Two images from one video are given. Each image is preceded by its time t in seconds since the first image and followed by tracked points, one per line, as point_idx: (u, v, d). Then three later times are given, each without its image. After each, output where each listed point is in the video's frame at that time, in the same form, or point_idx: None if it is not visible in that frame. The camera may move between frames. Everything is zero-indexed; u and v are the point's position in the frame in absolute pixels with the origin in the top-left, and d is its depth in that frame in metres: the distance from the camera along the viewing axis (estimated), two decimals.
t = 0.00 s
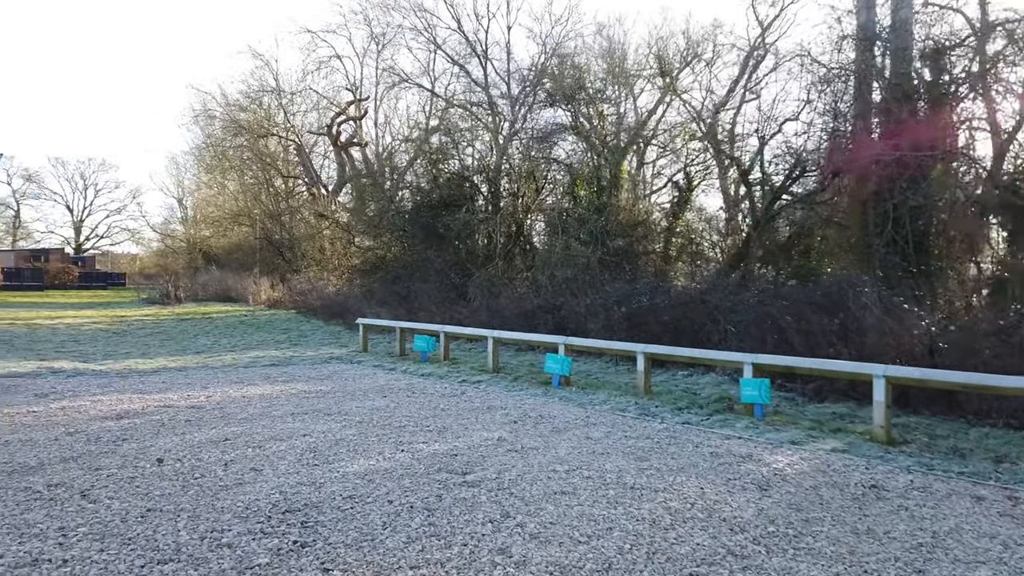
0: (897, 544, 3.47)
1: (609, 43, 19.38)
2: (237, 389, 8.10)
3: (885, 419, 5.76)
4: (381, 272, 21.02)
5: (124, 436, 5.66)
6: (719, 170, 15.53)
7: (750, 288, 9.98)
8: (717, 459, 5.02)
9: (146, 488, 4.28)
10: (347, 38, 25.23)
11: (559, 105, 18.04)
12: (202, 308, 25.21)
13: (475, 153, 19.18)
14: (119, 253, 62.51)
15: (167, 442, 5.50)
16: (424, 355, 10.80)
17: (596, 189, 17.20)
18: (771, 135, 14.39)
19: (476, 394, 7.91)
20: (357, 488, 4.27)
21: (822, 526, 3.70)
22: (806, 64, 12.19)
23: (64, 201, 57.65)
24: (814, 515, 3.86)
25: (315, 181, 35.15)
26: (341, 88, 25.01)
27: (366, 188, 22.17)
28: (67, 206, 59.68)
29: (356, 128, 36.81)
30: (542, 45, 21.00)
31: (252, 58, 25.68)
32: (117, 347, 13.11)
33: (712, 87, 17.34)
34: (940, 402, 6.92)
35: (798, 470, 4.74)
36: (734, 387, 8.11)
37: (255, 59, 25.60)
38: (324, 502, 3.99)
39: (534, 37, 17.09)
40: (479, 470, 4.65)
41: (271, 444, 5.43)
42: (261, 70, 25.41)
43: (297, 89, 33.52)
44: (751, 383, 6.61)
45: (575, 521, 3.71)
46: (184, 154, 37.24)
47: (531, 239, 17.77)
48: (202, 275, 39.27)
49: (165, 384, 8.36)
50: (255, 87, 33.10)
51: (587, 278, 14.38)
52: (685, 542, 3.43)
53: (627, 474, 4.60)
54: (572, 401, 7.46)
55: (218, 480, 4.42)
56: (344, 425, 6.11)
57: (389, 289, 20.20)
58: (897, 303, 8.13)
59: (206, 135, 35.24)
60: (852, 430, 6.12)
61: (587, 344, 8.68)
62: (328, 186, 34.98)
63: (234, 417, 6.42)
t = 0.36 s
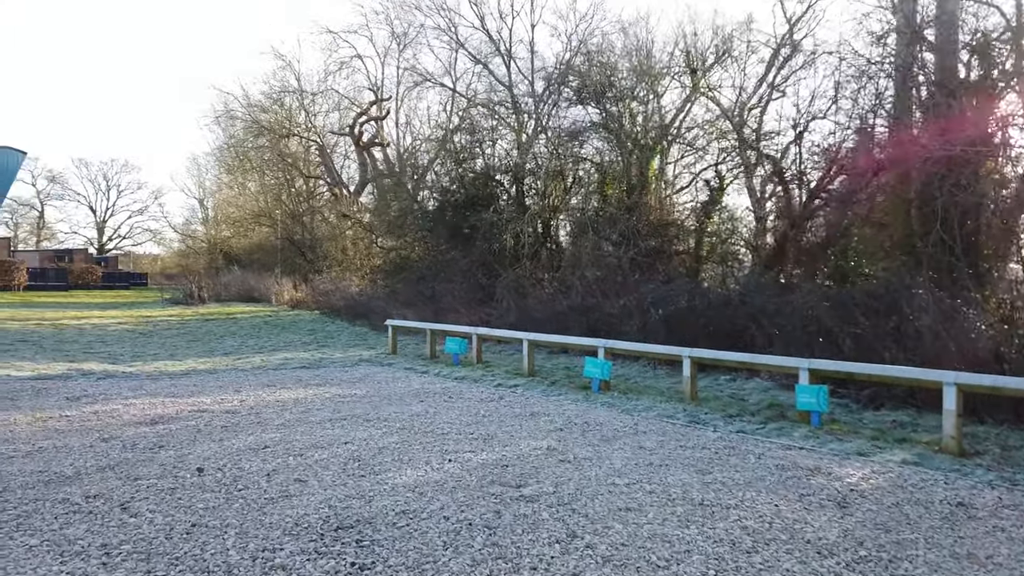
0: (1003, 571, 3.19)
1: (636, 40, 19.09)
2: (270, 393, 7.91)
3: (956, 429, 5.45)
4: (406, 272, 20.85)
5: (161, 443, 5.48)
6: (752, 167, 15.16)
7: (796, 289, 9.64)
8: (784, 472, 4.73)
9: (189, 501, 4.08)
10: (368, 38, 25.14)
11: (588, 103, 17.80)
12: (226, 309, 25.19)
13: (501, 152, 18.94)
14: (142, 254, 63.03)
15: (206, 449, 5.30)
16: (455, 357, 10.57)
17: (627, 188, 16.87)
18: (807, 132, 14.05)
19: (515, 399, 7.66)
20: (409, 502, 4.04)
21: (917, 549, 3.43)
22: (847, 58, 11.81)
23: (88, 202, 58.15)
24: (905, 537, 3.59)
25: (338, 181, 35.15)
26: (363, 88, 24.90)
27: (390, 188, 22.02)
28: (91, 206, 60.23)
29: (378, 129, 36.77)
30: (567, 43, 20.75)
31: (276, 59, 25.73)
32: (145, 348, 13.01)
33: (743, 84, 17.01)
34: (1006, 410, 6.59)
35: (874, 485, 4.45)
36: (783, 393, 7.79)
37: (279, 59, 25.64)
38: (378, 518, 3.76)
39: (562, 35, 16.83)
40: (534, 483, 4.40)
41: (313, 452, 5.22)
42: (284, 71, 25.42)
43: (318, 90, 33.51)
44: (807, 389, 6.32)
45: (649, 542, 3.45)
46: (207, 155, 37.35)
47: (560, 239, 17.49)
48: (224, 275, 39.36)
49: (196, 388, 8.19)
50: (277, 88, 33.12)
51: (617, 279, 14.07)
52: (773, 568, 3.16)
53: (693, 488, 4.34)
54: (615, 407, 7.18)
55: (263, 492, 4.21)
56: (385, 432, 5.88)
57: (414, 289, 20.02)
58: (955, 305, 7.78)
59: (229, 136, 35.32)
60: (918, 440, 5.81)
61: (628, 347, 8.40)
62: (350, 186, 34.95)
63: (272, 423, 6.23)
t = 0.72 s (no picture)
0: None
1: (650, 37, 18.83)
2: (290, 395, 7.70)
3: (1013, 436, 5.17)
4: (418, 272, 20.64)
5: (182, 448, 5.27)
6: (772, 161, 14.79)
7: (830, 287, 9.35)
8: (841, 482, 4.48)
9: (216, 511, 3.85)
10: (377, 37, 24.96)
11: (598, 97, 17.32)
12: (236, 309, 25.06)
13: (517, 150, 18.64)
14: (151, 254, 63.10)
15: (229, 455, 5.09)
16: (475, 358, 10.33)
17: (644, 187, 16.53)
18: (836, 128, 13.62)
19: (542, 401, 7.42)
20: (449, 514, 3.80)
21: (1003, 569, 3.17)
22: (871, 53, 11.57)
23: (96, 203, 58.26)
24: (986, 555, 3.34)
25: (347, 181, 34.74)
26: (372, 88, 24.70)
27: (402, 187, 21.82)
28: (99, 207, 60.32)
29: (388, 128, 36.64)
30: (580, 40, 20.51)
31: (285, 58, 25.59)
32: (159, 348, 12.83)
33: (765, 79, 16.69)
34: None
35: (938, 496, 4.20)
36: (820, 396, 7.52)
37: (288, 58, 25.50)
38: (418, 532, 3.53)
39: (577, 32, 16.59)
40: (578, 493, 4.15)
41: (340, 458, 4.99)
42: (293, 70, 25.27)
43: (327, 89, 33.38)
44: (851, 393, 6.05)
45: (713, 560, 3.21)
46: (216, 155, 37.23)
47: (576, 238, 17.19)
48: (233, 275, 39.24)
49: (213, 390, 7.98)
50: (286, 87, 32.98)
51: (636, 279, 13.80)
52: None
53: (747, 500, 4.09)
54: (646, 410, 6.92)
55: (294, 502, 3.99)
56: (413, 437, 5.64)
57: (427, 289, 19.82)
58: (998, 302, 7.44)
59: (238, 136, 35.21)
60: (971, 447, 5.54)
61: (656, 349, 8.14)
62: (361, 186, 34.76)
63: (295, 427, 6.02)
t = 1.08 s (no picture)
0: None
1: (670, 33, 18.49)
2: (314, 401, 7.44)
3: None
4: (435, 273, 20.38)
5: (207, 460, 5.01)
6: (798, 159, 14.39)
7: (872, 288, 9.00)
8: (914, 502, 4.17)
9: (249, 533, 3.58)
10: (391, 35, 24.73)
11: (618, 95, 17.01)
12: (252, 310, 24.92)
13: (535, 149, 18.29)
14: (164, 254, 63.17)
15: (256, 468, 4.82)
16: (500, 361, 10.05)
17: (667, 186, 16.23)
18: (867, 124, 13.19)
19: (576, 408, 7.12)
20: (499, 537, 3.52)
21: None
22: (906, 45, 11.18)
23: (110, 203, 58.37)
24: None
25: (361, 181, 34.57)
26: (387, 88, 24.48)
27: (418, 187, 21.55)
28: (113, 207, 60.47)
29: (401, 128, 36.47)
30: (598, 37, 20.19)
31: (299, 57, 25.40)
32: (176, 351, 12.62)
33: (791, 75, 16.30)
34: None
35: None
36: (867, 404, 7.19)
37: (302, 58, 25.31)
38: (470, 558, 3.25)
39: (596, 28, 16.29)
40: (635, 513, 3.85)
41: (374, 472, 4.72)
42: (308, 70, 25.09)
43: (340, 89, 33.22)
44: (909, 402, 5.72)
45: None
46: (229, 155, 37.14)
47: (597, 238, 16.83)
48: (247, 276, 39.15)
49: (235, 395, 7.73)
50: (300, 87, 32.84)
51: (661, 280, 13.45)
52: None
53: (818, 521, 3.79)
54: (688, 419, 6.61)
55: (332, 523, 3.71)
56: (448, 448, 5.36)
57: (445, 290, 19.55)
58: None
59: (252, 136, 35.11)
60: None
61: (693, 353, 7.82)
62: (375, 186, 34.59)
63: (322, 437, 5.76)
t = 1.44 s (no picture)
0: None
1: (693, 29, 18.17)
2: (342, 404, 7.20)
3: None
4: (454, 272, 20.15)
5: (238, 467, 4.77)
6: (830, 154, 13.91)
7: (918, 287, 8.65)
8: (1002, 516, 3.86)
9: (290, 549, 3.33)
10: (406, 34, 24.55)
11: (641, 91, 16.71)
12: (269, 309, 24.79)
13: (556, 146, 17.97)
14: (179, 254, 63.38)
15: (290, 475, 4.57)
16: (528, 362, 9.77)
17: (693, 184, 15.87)
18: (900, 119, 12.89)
19: (614, 412, 6.84)
20: (560, 555, 3.24)
21: None
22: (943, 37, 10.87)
23: (126, 204, 58.54)
24: None
25: (376, 180, 34.43)
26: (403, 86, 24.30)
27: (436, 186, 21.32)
28: (129, 207, 60.76)
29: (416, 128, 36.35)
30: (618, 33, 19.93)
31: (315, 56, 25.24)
32: (196, 351, 12.43)
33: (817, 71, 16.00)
34: None
35: None
36: (921, 408, 6.86)
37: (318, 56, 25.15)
38: None
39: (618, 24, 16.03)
40: (703, 529, 3.56)
41: (415, 480, 4.46)
42: (323, 69, 24.91)
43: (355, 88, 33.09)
44: (974, 407, 5.40)
45: None
46: (244, 155, 37.11)
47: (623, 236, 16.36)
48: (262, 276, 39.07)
49: (259, 398, 7.50)
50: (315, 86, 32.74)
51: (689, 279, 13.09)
52: None
53: (904, 540, 3.49)
54: (734, 424, 6.32)
55: (379, 538, 3.45)
56: (488, 454, 5.08)
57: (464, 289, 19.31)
58: None
59: (267, 136, 35.06)
60: None
61: (734, 355, 7.51)
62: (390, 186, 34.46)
63: (356, 441, 5.51)
